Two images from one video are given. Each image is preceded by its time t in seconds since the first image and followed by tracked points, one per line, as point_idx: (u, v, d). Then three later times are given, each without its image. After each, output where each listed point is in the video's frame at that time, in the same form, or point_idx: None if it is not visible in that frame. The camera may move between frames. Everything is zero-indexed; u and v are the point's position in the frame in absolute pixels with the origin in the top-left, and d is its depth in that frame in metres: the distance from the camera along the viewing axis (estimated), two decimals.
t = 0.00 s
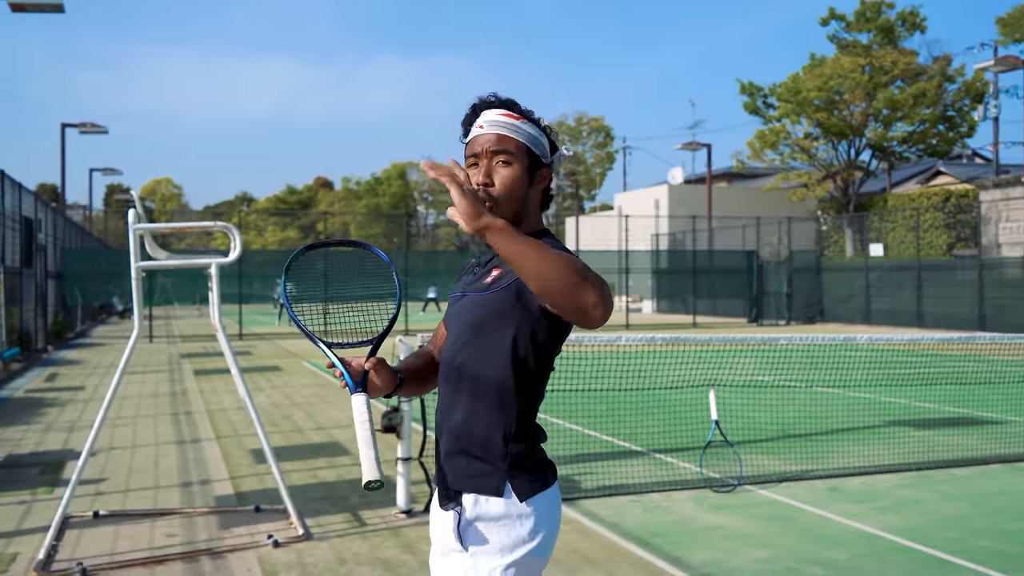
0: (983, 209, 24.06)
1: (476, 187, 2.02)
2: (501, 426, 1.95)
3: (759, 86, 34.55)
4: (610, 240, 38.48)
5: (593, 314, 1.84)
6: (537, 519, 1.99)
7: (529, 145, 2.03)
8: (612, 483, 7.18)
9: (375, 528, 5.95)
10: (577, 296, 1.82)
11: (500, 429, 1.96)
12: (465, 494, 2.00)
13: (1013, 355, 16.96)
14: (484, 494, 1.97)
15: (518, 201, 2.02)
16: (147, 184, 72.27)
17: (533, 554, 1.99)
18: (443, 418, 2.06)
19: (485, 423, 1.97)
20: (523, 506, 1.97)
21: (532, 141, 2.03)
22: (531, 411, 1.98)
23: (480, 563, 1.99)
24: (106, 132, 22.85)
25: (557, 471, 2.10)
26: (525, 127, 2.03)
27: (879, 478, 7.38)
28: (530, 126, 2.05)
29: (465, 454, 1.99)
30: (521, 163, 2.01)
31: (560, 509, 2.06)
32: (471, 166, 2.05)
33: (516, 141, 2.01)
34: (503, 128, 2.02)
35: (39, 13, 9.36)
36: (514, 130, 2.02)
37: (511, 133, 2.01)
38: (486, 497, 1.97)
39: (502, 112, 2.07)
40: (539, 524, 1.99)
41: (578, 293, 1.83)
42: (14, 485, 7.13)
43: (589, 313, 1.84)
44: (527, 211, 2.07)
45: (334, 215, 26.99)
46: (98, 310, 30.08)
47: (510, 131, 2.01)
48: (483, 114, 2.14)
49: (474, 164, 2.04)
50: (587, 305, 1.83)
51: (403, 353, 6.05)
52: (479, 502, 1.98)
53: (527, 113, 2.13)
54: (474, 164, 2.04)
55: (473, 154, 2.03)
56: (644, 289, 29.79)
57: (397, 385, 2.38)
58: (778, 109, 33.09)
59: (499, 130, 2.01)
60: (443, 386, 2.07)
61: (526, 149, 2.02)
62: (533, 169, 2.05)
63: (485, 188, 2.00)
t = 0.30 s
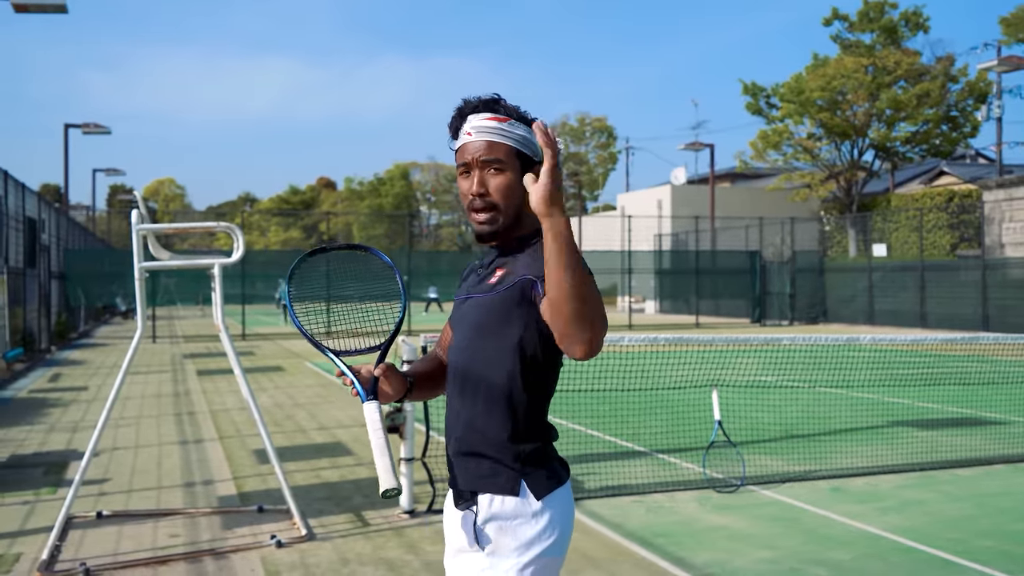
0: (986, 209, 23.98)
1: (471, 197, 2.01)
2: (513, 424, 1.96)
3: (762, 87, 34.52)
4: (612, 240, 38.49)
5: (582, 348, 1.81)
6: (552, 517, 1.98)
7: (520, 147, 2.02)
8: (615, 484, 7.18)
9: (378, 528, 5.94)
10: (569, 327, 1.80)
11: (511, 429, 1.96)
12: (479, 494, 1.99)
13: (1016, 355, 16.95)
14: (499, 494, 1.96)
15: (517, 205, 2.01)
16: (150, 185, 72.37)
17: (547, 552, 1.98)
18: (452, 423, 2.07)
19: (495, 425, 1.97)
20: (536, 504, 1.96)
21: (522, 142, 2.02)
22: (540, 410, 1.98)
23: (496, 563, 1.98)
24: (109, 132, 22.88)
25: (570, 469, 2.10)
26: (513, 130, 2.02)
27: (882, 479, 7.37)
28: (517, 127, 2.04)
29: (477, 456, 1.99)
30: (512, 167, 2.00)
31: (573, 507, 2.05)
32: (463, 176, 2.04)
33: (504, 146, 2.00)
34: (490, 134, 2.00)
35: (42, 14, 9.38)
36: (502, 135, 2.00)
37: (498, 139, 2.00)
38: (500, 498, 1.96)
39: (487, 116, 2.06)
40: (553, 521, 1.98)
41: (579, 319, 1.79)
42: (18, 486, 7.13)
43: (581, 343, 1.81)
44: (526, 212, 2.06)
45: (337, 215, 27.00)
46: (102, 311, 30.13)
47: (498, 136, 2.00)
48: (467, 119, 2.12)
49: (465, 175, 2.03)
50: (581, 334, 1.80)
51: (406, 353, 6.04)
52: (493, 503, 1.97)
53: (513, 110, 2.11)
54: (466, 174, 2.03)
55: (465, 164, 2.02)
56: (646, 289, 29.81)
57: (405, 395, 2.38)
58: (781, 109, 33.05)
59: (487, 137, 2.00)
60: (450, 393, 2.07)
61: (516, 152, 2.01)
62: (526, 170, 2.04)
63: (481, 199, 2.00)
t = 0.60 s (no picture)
0: (990, 210, 23.92)
1: (479, 195, 2.03)
2: (536, 440, 1.96)
3: (765, 88, 34.50)
4: (615, 241, 38.51)
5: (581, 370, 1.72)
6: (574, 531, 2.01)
7: (532, 145, 2.01)
8: (619, 484, 7.20)
9: (381, 528, 5.95)
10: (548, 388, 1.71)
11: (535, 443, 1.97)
12: (504, 507, 1.98)
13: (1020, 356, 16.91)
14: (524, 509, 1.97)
15: (525, 204, 2.01)
16: (152, 185, 72.48)
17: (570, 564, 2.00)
18: (471, 436, 2.06)
19: (518, 439, 1.97)
20: (559, 519, 1.99)
21: (532, 142, 2.01)
22: (563, 424, 2.00)
23: None
24: (112, 133, 22.91)
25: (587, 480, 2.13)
26: (524, 128, 2.01)
27: (886, 480, 7.36)
28: (530, 125, 2.03)
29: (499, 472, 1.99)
30: (520, 166, 2.00)
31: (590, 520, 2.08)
32: (474, 176, 2.06)
33: (514, 143, 2.00)
34: (500, 131, 2.01)
35: (45, 15, 9.41)
36: (512, 132, 2.00)
37: (508, 137, 2.00)
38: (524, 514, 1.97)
39: (501, 115, 2.06)
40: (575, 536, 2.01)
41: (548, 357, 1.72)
42: (21, 486, 7.14)
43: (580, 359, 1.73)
44: (537, 212, 2.05)
45: (339, 216, 27.03)
46: (105, 312, 30.20)
47: (507, 134, 2.00)
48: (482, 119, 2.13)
49: (477, 172, 2.05)
50: (571, 360, 1.72)
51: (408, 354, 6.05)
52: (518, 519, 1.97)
53: (529, 111, 2.10)
54: (477, 173, 2.04)
55: (475, 163, 2.04)
56: (649, 290, 29.78)
57: (389, 352, 2.37)
58: (784, 110, 33.04)
59: (497, 134, 2.01)
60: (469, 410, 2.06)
61: (526, 151, 2.00)
62: (537, 169, 2.03)
63: (489, 197, 2.01)
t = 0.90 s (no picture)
0: (990, 210, 23.88)
1: (499, 191, 2.06)
2: (549, 450, 1.94)
3: (765, 88, 34.49)
4: (616, 242, 38.56)
5: (590, 342, 1.70)
6: (586, 546, 1.99)
7: (550, 139, 2.00)
8: (620, 484, 7.20)
9: (382, 529, 5.95)
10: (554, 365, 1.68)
11: (548, 453, 1.94)
12: (512, 518, 1.96)
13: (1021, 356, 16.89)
14: (534, 522, 1.95)
15: (542, 198, 2.01)
16: (154, 186, 72.56)
17: None
18: (487, 443, 2.04)
19: (532, 449, 1.95)
20: (571, 534, 1.97)
21: (550, 136, 2.00)
22: (579, 434, 1.98)
23: None
24: (113, 134, 22.92)
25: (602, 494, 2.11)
26: (544, 122, 2.02)
27: (886, 480, 7.35)
28: (551, 120, 2.02)
29: (513, 480, 1.97)
30: (536, 160, 2.00)
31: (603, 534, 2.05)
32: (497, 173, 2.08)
33: (531, 138, 2.01)
34: (520, 126, 2.03)
35: (46, 16, 9.42)
36: (530, 127, 2.01)
37: (526, 130, 2.01)
38: (536, 527, 1.95)
39: (524, 111, 2.08)
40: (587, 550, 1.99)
41: (553, 334, 1.70)
42: (22, 486, 7.14)
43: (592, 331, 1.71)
44: (557, 208, 2.04)
45: (340, 216, 27.04)
46: (106, 312, 30.27)
47: (526, 127, 2.02)
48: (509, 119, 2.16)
49: (498, 170, 2.07)
50: (578, 330, 1.70)
51: (409, 354, 6.06)
52: (525, 533, 1.95)
53: (555, 108, 2.10)
54: (498, 170, 2.07)
55: (496, 160, 2.07)
56: (650, 290, 29.80)
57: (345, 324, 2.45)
58: (784, 110, 33.03)
59: (516, 129, 2.03)
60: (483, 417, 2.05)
61: (545, 145, 2.00)
62: (557, 163, 2.01)
63: (505, 194, 2.04)
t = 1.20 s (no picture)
0: (990, 211, 23.89)
1: (507, 196, 2.05)
2: (534, 452, 1.93)
3: (765, 88, 34.52)
4: (616, 242, 38.60)
5: (627, 333, 1.78)
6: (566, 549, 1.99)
7: (560, 146, 2.00)
8: (619, 485, 7.19)
9: (382, 529, 5.96)
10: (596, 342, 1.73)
11: (534, 455, 1.94)
12: (492, 519, 1.96)
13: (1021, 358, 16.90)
14: (516, 523, 1.94)
15: (549, 204, 2.00)
16: (154, 186, 72.60)
17: None
18: (472, 440, 2.02)
19: (518, 450, 1.94)
20: (552, 536, 1.96)
21: (560, 142, 2.00)
22: (566, 436, 1.97)
23: None
24: (113, 134, 22.92)
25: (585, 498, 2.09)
26: (557, 129, 2.02)
27: (886, 481, 7.35)
28: (563, 127, 2.03)
29: (496, 479, 1.96)
30: (545, 166, 2.00)
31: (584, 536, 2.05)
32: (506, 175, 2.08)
33: (540, 144, 2.00)
34: (531, 130, 2.03)
35: (47, 16, 9.42)
36: (541, 132, 2.01)
37: (536, 135, 2.01)
38: (516, 527, 1.94)
39: (536, 116, 2.07)
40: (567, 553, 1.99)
41: (602, 310, 1.75)
42: (22, 486, 7.14)
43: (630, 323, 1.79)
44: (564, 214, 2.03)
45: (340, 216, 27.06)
46: (106, 313, 30.30)
47: (537, 134, 2.02)
48: (520, 121, 2.15)
49: (508, 174, 2.07)
50: (621, 315, 1.77)
51: (408, 353, 6.05)
52: (506, 534, 1.95)
53: (567, 113, 2.10)
54: (507, 174, 2.07)
55: (506, 164, 2.07)
56: (649, 291, 29.82)
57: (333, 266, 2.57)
58: (784, 111, 33.06)
59: (527, 133, 2.03)
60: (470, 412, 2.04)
61: (554, 151, 2.00)
62: (567, 169, 2.01)
63: (513, 198, 2.03)
